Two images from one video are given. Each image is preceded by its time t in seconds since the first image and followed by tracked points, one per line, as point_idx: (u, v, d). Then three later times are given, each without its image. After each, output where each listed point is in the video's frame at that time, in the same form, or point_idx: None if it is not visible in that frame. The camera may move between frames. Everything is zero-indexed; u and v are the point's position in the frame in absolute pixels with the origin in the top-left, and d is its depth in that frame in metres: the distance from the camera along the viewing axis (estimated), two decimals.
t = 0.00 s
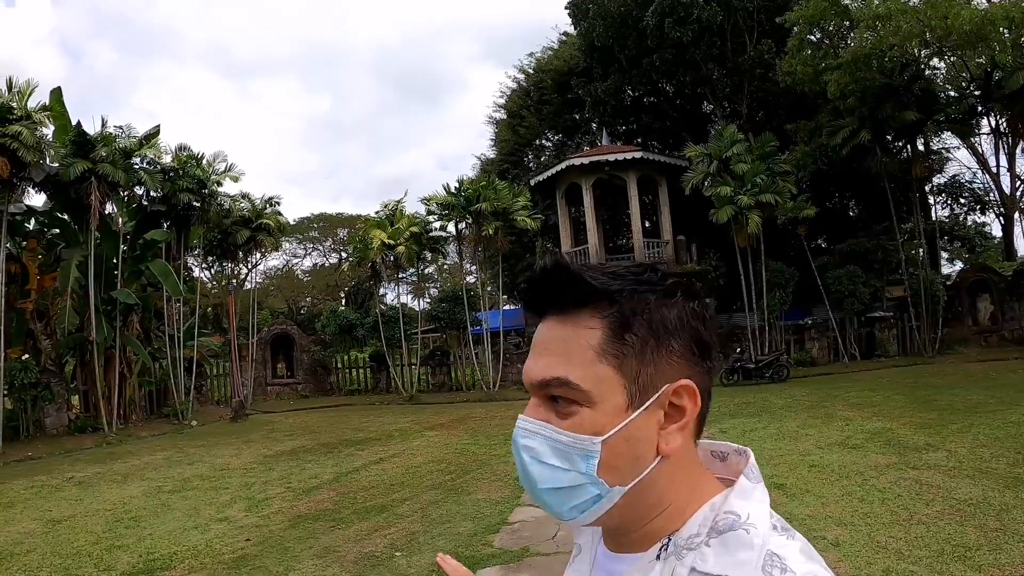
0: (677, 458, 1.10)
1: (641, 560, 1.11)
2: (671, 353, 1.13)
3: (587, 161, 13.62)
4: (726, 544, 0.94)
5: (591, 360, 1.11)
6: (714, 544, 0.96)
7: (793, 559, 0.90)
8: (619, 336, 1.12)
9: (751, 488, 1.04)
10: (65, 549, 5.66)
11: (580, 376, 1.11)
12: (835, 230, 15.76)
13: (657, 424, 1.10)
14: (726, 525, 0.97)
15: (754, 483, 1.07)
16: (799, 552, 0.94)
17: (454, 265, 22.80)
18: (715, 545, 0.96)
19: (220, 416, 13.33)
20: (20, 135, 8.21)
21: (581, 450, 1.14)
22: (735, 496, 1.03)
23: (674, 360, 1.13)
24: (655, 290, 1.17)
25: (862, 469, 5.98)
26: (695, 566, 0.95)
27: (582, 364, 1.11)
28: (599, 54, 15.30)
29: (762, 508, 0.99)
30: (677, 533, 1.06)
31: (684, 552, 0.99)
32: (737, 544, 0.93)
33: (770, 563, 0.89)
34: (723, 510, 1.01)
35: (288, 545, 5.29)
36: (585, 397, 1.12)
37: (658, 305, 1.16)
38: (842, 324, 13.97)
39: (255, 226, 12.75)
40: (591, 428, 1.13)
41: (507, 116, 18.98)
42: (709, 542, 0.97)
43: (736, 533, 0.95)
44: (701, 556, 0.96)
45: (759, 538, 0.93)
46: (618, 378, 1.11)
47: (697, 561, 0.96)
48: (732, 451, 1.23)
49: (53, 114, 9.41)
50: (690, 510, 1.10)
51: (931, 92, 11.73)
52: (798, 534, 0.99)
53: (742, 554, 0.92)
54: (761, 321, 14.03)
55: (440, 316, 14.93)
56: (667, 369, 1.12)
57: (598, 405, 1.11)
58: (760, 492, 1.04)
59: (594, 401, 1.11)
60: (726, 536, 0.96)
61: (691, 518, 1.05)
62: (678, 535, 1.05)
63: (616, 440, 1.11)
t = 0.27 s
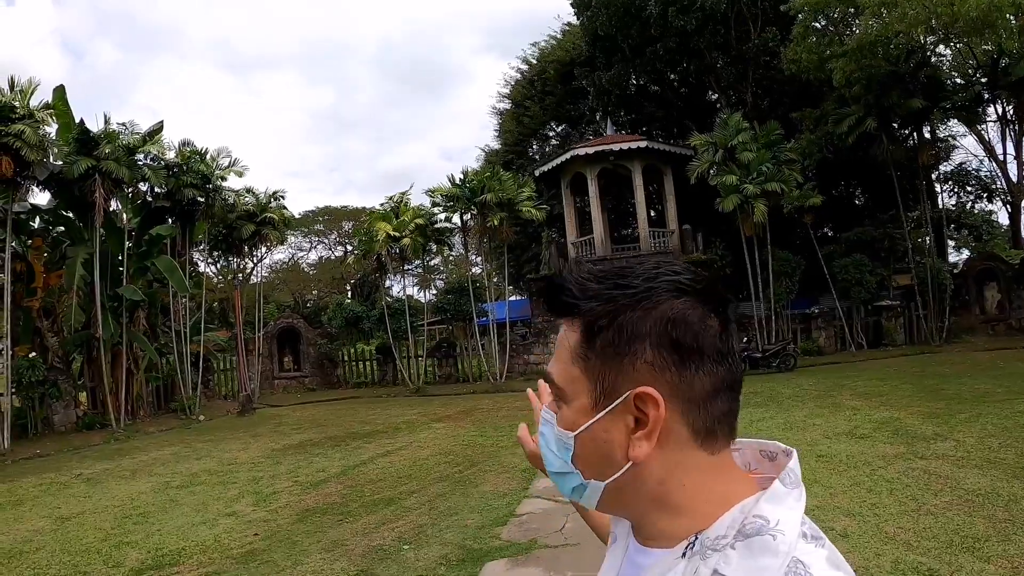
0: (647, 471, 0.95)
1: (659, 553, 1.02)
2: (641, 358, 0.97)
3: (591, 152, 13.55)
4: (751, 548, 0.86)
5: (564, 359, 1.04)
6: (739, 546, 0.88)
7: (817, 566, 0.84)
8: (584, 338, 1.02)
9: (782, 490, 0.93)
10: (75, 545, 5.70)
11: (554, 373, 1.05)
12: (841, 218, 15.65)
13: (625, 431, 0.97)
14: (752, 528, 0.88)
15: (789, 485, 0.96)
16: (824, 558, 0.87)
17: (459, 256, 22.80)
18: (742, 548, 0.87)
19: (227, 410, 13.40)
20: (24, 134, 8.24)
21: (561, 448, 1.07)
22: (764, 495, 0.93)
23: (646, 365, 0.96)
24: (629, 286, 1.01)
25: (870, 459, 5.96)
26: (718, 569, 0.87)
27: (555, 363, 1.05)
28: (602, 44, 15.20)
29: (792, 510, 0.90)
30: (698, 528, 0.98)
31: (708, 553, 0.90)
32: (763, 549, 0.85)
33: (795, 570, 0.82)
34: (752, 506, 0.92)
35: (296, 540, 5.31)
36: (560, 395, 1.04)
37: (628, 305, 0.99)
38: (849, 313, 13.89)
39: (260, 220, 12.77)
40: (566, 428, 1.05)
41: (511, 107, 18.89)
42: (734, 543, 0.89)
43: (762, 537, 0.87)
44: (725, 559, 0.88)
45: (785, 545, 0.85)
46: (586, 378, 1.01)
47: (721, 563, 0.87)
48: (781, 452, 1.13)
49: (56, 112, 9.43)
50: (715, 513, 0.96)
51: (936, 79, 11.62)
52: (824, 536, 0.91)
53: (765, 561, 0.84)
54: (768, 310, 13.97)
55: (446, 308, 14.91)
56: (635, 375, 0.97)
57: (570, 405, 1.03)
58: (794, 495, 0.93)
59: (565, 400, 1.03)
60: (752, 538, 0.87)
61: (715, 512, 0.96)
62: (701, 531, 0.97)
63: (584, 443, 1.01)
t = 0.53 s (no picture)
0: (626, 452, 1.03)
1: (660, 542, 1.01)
2: (620, 349, 1.03)
3: (591, 151, 13.56)
4: (754, 538, 0.85)
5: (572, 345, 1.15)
6: (743, 537, 0.86)
7: (819, 559, 0.83)
8: (582, 326, 1.11)
9: (789, 481, 0.92)
10: (78, 547, 5.72)
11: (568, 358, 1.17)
12: (842, 216, 15.66)
13: (609, 413, 1.06)
14: (757, 519, 0.87)
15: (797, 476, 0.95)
16: (828, 552, 0.86)
17: (460, 256, 22.80)
18: (747, 539, 0.85)
19: (229, 411, 13.41)
20: (25, 136, 8.25)
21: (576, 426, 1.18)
22: (770, 486, 0.92)
23: (625, 356, 1.03)
24: (617, 279, 1.06)
25: (872, 457, 5.97)
26: (721, 559, 0.85)
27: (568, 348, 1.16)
28: (602, 44, 15.20)
29: (799, 502, 0.89)
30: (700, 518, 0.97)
31: (712, 542, 0.89)
32: (766, 540, 0.84)
33: (795, 564, 0.81)
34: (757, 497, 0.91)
35: (298, 540, 5.32)
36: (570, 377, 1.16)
37: (613, 298, 1.05)
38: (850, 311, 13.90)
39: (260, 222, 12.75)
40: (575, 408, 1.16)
41: (510, 107, 18.89)
42: (738, 533, 0.87)
43: (766, 528, 0.85)
44: (726, 548, 0.86)
45: (788, 537, 0.84)
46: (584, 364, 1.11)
47: (722, 553, 0.86)
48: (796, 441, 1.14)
49: (56, 115, 9.44)
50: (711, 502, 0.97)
51: (936, 78, 11.62)
52: (827, 528, 0.90)
53: (767, 553, 0.83)
54: (769, 309, 13.97)
55: (447, 308, 14.89)
56: (614, 364, 1.04)
57: (574, 387, 1.14)
58: (802, 486, 0.92)
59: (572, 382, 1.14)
60: (755, 529, 0.86)
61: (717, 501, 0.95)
62: (705, 521, 0.95)
63: (583, 421, 1.12)
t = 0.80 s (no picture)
0: (622, 442, 1.04)
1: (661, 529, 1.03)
2: (612, 341, 1.04)
3: (590, 154, 13.57)
4: (755, 536, 0.85)
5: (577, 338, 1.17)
6: (744, 533, 0.86)
7: (819, 558, 0.83)
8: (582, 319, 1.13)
9: (795, 476, 0.91)
10: (78, 549, 5.71)
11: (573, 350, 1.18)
12: (840, 218, 15.68)
13: (605, 404, 1.06)
14: (759, 515, 0.87)
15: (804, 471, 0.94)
16: (831, 550, 0.86)
17: (459, 259, 22.78)
18: (748, 536, 0.85)
19: (228, 414, 13.37)
20: (24, 139, 8.25)
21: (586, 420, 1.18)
22: (775, 481, 0.92)
23: (616, 347, 1.04)
24: (610, 272, 1.07)
25: (872, 457, 5.98)
26: (721, 555, 0.85)
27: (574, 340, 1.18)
28: (600, 46, 15.22)
29: (804, 498, 0.89)
30: (701, 511, 0.96)
31: (713, 538, 0.89)
32: (767, 538, 0.84)
33: (795, 564, 0.81)
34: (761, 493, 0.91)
35: (299, 542, 5.31)
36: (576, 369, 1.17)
37: (606, 290, 1.06)
38: (849, 312, 13.91)
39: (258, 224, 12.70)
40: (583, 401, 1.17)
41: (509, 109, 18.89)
42: (739, 530, 0.87)
43: (767, 526, 0.85)
44: (728, 544, 0.86)
45: (790, 536, 0.83)
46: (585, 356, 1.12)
47: (723, 549, 0.86)
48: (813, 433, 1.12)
49: (56, 117, 9.43)
50: (714, 497, 0.96)
51: (934, 79, 11.64)
52: (834, 525, 0.90)
53: (767, 551, 0.83)
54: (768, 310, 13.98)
55: (446, 311, 14.76)
56: (608, 355, 1.05)
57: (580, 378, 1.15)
58: (808, 481, 0.91)
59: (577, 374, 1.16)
60: (757, 527, 0.86)
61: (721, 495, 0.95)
62: (707, 514, 0.95)
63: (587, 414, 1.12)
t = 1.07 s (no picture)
0: (634, 441, 1.07)
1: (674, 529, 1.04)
2: (621, 342, 1.06)
3: (589, 158, 13.60)
4: (765, 536, 0.85)
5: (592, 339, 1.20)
6: (755, 535, 0.86)
7: (831, 559, 0.82)
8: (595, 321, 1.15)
9: (808, 476, 0.91)
10: (78, 552, 5.70)
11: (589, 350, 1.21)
12: (839, 222, 15.72)
13: (618, 404, 1.09)
14: (771, 516, 0.86)
15: (817, 470, 0.94)
16: (843, 551, 0.85)
17: (458, 262, 22.78)
18: (759, 537, 0.85)
19: (228, 417, 13.34)
20: (24, 141, 8.26)
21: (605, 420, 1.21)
22: (787, 481, 0.91)
23: (626, 349, 1.06)
24: (618, 274, 1.09)
25: (872, 460, 5.99)
26: (732, 555, 0.85)
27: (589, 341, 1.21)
28: (599, 50, 15.26)
29: (816, 499, 0.88)
30: (714, 512, 0.97)
31: (724, 538, 0.89)
32: (778, 539, 0.83)
33: (806, 565, 0.80)
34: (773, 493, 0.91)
35: (300, 545, 5.31)
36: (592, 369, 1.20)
37: (615, 292, 1.08)
38: (848, 316, 13.91)
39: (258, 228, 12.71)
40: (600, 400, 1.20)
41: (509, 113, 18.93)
42: (750, 530, 0.87)
43: (778, 527, 0.85)
44: (738, 545, 0.86)
45: (801, 537, 0.83)
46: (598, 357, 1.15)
47: (734, 550, 0.86)
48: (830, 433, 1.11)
49: (57, 119, 9.44)
50: (726, 497, 0.96)
51: (932, 83, 11.68)
52: (848, 527, 0.88)
53: (778, 554, 0.82)
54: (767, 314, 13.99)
55: (445, 315, 14.71)
56: (619, 356, 1.07)
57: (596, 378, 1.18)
58: (821, 481, 0.91)
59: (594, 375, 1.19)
60: (767, 527, 0.86)
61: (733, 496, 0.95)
62: (720, 516, 0.95)
63: (603, 414, 1.15)
